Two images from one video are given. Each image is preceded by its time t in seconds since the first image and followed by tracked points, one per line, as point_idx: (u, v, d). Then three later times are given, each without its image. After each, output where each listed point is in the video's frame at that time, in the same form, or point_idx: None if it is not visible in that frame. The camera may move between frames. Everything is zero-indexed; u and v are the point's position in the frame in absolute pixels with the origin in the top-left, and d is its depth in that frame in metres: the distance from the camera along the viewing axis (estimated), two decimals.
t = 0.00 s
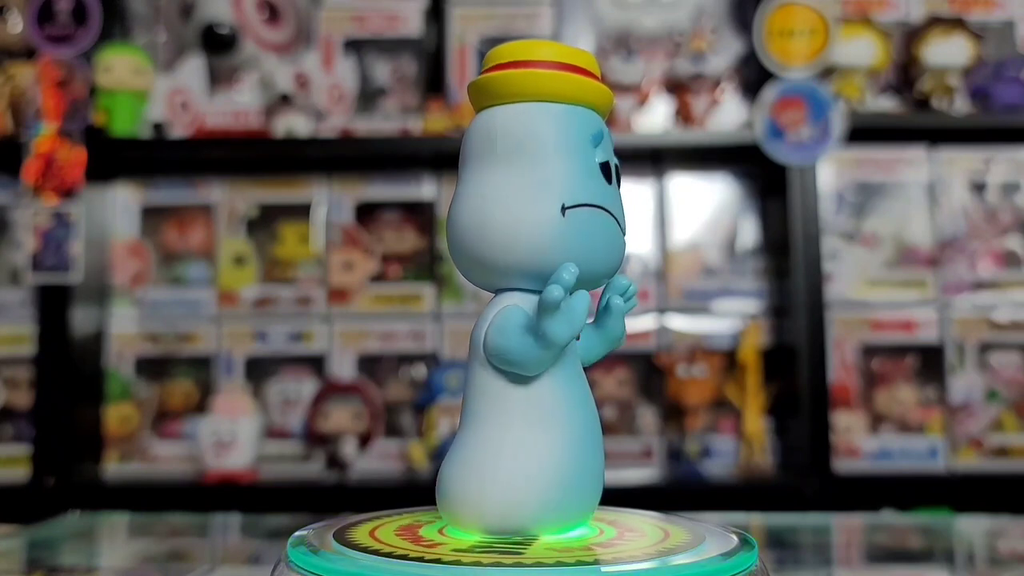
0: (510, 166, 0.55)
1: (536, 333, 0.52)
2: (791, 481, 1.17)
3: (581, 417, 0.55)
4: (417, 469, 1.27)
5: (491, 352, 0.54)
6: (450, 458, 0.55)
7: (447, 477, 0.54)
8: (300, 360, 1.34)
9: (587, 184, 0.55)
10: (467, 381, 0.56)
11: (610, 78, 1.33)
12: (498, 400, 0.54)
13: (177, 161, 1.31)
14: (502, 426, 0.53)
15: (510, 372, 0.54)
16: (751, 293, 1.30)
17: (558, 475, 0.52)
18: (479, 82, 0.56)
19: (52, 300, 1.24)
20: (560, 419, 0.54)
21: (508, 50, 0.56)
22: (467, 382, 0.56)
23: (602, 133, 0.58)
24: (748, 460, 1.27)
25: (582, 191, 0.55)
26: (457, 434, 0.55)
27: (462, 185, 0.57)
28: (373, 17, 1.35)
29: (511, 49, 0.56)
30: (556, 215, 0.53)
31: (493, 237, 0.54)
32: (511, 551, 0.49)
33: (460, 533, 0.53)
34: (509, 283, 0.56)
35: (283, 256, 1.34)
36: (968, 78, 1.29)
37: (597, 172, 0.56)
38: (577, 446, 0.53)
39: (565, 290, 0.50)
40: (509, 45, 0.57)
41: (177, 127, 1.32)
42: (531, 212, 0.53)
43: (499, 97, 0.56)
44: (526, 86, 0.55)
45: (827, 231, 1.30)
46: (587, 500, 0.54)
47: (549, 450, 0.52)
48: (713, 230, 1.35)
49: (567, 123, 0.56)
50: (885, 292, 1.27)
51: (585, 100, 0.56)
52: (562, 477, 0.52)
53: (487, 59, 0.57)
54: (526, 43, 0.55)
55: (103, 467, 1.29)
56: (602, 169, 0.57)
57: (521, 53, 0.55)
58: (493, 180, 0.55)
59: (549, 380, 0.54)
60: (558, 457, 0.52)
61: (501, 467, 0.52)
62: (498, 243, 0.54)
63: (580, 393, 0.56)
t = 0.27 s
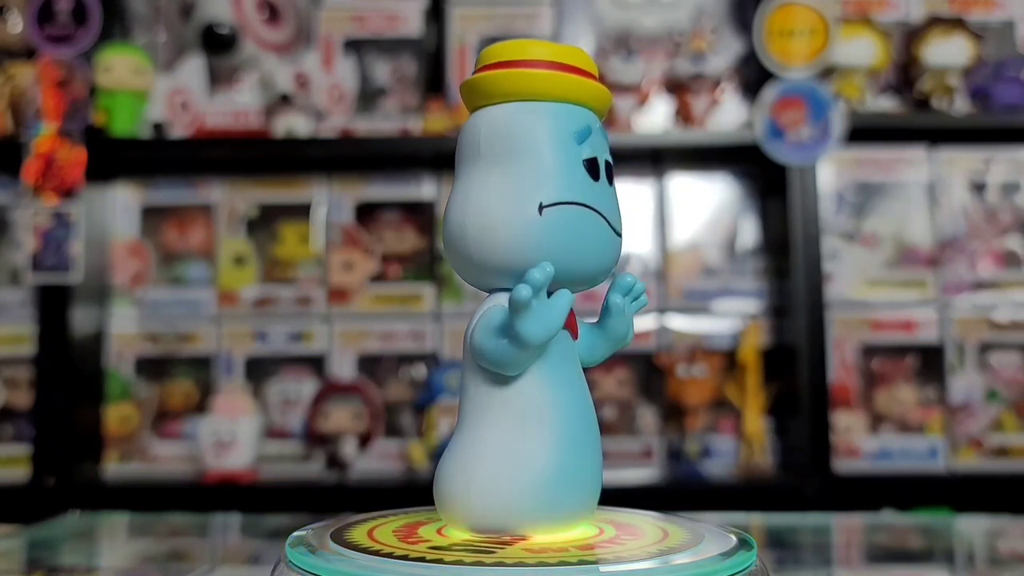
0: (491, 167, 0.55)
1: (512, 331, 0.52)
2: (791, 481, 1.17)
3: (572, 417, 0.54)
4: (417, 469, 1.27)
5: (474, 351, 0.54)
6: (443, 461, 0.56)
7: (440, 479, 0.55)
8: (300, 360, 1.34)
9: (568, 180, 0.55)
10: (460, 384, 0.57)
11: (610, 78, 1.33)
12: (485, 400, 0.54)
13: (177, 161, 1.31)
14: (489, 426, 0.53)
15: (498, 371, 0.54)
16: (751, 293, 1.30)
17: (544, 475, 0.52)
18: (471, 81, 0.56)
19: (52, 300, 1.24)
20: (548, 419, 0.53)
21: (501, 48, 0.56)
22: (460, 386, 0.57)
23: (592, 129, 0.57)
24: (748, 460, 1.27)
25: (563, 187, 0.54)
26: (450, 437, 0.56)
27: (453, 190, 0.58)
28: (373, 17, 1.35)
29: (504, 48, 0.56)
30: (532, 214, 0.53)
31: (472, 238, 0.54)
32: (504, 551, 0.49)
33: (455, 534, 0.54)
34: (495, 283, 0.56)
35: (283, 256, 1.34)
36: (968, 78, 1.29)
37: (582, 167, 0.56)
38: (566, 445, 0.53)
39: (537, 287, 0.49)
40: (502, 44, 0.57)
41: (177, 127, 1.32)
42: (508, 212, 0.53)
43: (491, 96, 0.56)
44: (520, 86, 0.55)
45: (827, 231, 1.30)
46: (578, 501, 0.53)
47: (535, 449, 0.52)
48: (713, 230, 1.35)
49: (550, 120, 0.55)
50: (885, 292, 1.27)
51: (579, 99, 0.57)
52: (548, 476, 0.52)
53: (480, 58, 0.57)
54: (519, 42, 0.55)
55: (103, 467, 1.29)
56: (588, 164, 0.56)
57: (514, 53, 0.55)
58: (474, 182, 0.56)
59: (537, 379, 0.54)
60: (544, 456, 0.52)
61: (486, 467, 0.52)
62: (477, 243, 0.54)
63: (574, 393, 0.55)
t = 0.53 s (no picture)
0: (476, 169, 0.56)
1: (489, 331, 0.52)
2: (791, 481, 1.17)
3: (561, 418, 0.54)
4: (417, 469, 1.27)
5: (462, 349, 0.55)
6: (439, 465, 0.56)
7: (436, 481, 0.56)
8: (300, 360, 1.34)
9: (549, 179, 0.54)
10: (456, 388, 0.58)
11: (610, 78, 1.33)
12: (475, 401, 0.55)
13: (177, 161, 1.31)
14: (476, 427, 0.54)
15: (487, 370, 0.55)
16: (751, 293, 1.30)
17: (528, 475, 0.52)
18: (465, 80, 0.56)
19: (52, 300, 1.24)
20: (535, 419, 0.53)
21: (496, 48, 0.56)
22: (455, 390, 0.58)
23: (582, 126, 0.57)
24: (747, 460, 1.27)
25: (544, 186, 0.54)
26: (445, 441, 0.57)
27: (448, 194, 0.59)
28: (373, 17, 1.35)
29: (498, 49, 0.56)
30: (509, 214, 0.53)
31: (455, 239, 0.55)
32: (493, 551, 0.49)
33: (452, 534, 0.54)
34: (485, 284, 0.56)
35: (283, 256, 1.34)
36: (968, 78, 1.29)
37: (565, 166, 0.55)
38: (553, 445, 0.53)
39: (509, 287, 0.51)
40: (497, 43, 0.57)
41: (177, 127, 1.32)
42: (487, 213, 0.54)
43: (485, 96, 0.56)
44: (515, 87, 0.55)
45: (827, 231, 1.30)
46: (568, 501, 0.52)
47: (520, 447, 0.52)
48: (713, 230, 1.35)
49: (533, 119, 0.55)
50: (885, 292, 1.27)
51: (575, 99, 0.57)
52: (532, 476, 0.52)
53: (475, 57, 0.58)
54: (514, 42, 0.55)
55: (103, 467, 1.29)
56: (573, 162, 0.55)
57: (509, 53, 0.55)
58: (459, 185, 0.56)
59: (527, 380, 0.54)
60: (530, 456, 0.52)
61: (470, 466, 0.53)
62: (459, 245, 0.55)
63: (567, 393, 0.55)
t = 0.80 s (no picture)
0: (464, 172, 0.57)
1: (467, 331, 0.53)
2: (791, 481, 1.17)
3: (552, 417, 0.53)
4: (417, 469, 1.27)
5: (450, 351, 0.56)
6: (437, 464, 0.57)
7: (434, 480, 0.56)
8: (300, 360, 1.34)
9: (529, 178, 0.54)
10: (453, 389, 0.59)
11: (610, 78, 1.33)
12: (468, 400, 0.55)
13: (177, 161, 1.31)
14: (468, 426, 0.54)
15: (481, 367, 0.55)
16: (751, 293, 1.30)
17: (516, 474, 0.52)
18: (460, 80, 0.57)
19: (52, 300, 1.24)
20: (524, 418, 0.53)
21: (491, 48, 0.56)
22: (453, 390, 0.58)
23: (569, 124, 0.56)
24: (748, 460, 1.27)
25: (524, 186, 0.54)
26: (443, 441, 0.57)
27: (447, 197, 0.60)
28: (373, 17, 1.35)
29: (494, 48, 0.56)
30: (489, 214, 0.54)
31: (441, 243, 0.56)
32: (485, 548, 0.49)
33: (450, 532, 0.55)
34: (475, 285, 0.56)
35: (283, 256, 1.34)
36: (968, 78, 1.29)
37: (547, 164, 0.55)
38: (543, 444, 0.52)
39: (484, 287, 0.52)
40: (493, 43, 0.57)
41: (177, 127, 1.32)
42: (469, 215, 0.54)
43: (480, 96, 0.56)
44: (510, 86, 0.55)
45: (827, 231, 1.30)
46: (558, 500, 0.52)
47: (509, 447, 0.52)
48: (713, 230, 1.35)
49: (514, 120, 0.55)
50: (885, 292, 1.27)
51: (571, 99, 0.57)
52: (521, 474, 0.52)
53: (470, 56, 0.58)
54: (509, 42, 0.56)
55: (103, 467, 1.29)
56: (555, 160, 0.55)
57: (505, 52, 0.56)
58: (448, 190, 0.57)
59: (518, 378, 0.54)
60: (518, 455, 0.52)
61: (461, 465, 0.53)
62: (444, 247, 0.56)
63: (559, 392, 0.55)
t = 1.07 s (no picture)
0: (453, 173, 0.58)
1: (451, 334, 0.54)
2: (791, 481, 1.17)
3: (550, 418, 0.53)
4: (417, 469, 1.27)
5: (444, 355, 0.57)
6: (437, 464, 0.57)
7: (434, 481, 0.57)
8: (300, 360, 1.34)
9: (510, 178, 0.54)
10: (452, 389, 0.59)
11: (610, 78, 1.32)
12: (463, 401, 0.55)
13: (177, 161, 1.31)
14: (464, 428, 0.54)
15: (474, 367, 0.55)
16: (751, 293, 1.30)
17: (515, 476, 0.52)
18: (457, 80, 0.57)
19: (52, 300, 1.24)
20: (519, 419, 0.53)
21: (489, 49, 0.56)
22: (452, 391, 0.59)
23: (553, 121, 0.56)
24: (747, 460, 1.27)
25: (503, 186, 0.54)
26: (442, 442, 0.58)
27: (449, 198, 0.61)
28: (373, 17, 1.35)
29: (492, 49, 0.56)
30: (469, 215, 0.54)
31: (432, 245, 0.57)
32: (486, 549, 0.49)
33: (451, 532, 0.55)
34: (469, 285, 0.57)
35: (283, 256, 1.34)
36: (968, 78, 1.29)
37: (526, 163, 0.55)
38: (541, 446, 0.52)
39: (459, 288, 0.52)
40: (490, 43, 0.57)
41: (177, 127, 1.32)
42: (452, 216, 0.55)
43: (479, 97, 0.56)
44: (511, 87, 0.55)
45: (827, 231, 1.29)
46: (559, 501, 0.52)
47: (502, 449, 0.52)
48: (713, 230, 1.35)
49: (495, 120, 0.55)
50: (885, 292, 1.27)
51: (571, 100, 0.57)
52: (520, 475, 0.52)
53: (467, 57, 0.58)
54: (509, 44, 0.56)
55: (103, 467, 1.29)
56: (535, 159, 0.55)
57: (504, 53, 0.56)
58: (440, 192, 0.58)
59: (513, 378, 0.54)
60: (516, 457, 0.52)
61: (456, 468, 0.53)
62: (434, 249, 0.57)
63: (557, 393, 0.54)
